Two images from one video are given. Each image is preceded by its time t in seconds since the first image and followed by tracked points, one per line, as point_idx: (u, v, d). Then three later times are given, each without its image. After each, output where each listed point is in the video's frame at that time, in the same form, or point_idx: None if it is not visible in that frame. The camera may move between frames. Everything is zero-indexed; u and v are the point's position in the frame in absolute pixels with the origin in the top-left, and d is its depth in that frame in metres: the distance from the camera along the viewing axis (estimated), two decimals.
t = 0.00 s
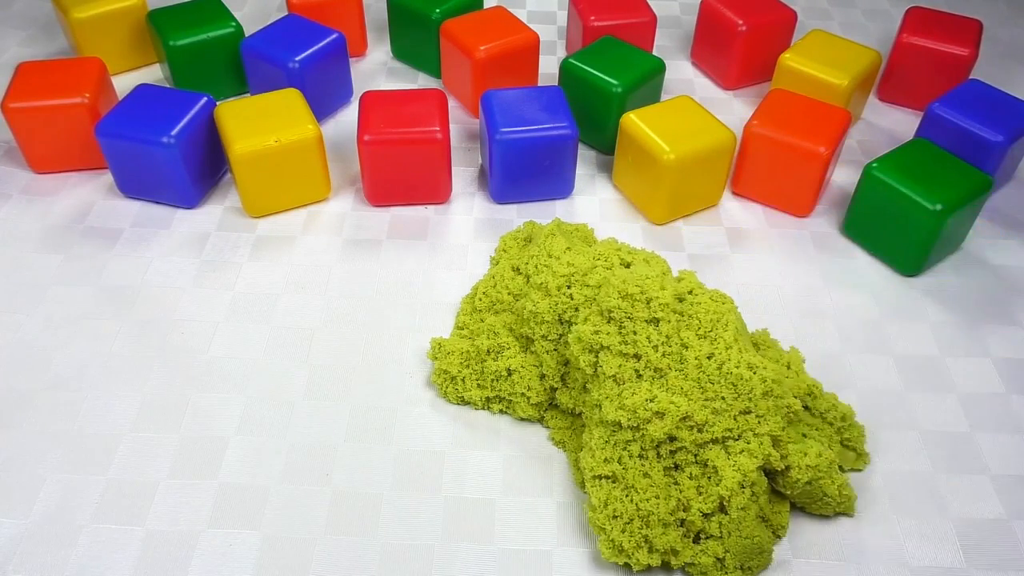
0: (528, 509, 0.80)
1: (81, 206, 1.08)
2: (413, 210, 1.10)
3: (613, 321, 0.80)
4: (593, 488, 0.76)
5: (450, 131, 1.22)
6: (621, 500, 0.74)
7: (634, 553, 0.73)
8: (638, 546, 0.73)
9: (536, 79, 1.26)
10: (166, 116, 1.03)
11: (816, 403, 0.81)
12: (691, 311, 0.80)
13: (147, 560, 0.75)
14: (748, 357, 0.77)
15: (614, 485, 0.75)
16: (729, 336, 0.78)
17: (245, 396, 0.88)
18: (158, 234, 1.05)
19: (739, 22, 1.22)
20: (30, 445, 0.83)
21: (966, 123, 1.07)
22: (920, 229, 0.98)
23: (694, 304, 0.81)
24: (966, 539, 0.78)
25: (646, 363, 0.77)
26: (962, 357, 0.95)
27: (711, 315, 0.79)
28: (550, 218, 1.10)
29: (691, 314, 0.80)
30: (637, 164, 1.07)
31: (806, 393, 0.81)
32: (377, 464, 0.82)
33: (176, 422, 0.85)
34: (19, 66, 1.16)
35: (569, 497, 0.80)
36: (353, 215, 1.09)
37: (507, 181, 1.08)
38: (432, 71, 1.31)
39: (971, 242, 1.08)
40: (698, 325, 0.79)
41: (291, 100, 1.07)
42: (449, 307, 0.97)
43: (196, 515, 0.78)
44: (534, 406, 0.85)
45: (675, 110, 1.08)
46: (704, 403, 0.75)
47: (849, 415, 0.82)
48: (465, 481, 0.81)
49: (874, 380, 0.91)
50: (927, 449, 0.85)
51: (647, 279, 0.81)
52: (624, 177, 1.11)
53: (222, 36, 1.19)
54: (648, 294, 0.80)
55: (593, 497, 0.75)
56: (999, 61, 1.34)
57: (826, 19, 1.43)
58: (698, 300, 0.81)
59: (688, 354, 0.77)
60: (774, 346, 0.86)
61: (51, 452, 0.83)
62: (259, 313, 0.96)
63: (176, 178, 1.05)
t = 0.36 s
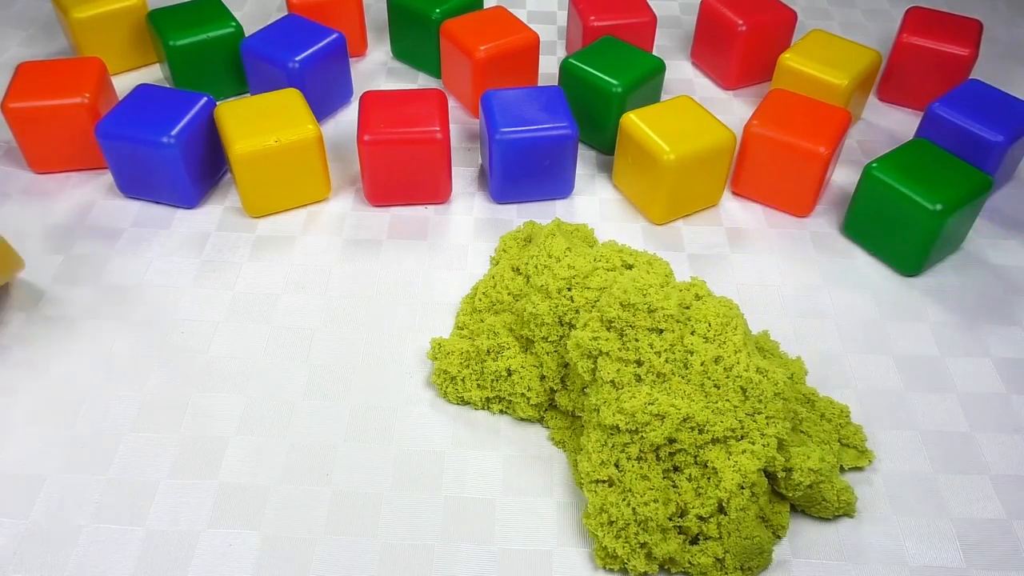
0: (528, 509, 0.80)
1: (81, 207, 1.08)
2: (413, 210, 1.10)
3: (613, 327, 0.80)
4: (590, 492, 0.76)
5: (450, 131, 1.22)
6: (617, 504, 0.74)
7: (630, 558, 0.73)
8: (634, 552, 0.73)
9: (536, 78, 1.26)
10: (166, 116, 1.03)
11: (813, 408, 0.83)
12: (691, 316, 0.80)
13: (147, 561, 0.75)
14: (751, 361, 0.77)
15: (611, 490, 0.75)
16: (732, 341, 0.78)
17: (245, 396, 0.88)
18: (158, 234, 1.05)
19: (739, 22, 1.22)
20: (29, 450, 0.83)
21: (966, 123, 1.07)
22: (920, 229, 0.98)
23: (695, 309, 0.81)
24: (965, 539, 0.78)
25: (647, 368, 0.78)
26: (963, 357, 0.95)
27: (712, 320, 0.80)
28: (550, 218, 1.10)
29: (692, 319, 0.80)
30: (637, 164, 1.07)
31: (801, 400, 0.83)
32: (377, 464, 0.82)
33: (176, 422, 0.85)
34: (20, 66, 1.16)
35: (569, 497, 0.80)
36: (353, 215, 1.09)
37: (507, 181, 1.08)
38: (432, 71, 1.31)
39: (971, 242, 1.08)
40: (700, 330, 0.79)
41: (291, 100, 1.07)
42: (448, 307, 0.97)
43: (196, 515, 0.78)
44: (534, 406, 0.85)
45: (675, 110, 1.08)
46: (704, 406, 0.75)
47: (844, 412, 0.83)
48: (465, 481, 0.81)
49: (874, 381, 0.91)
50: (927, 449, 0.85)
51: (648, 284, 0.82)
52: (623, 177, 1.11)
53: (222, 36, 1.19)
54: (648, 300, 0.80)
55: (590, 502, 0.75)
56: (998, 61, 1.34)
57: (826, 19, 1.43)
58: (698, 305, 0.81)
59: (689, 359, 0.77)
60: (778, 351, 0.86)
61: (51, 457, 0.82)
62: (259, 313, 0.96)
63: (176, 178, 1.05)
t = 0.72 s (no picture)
0: (528, 508, 0.80)
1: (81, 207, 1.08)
2: (413, 210, 1.10)
3: (613, 330, 0.80)
4: (590, 494, 0.75)
5: (450, 131, 1.22)
6: (616, 507, 0.74)
7: (629, 560, 0.73)
8: (632, 554, 0.73)
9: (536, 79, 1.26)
10: (166, 116, 1.03)
11: (813, 409, 0.83)
12: (692, 318, 0.80)
13: (148, 563, 0.75)
14: (753, 363, 0.77)
15: (610, 491, 0.75)
16: (735, 342, 0.78)
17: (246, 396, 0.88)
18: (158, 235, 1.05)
19: (739, 22, 1.22)
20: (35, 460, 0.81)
21: (966, 123, 1.07)
22: (920, 229, 0.98)
23: (696, 311, 0.81)
24: (965, 538, 0.78)
25: (647, 370, 0.77)
26: (964, 357, 0.95)
27: (714, 322, 0.80)
28: (550, 218, 1.10)
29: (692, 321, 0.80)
30: (637, 164, 1.07)
31: (800, 400, 0.83)
32: (377, 464, 0.82)
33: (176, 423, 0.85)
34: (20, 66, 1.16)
35: (569, 497, 0.80)
36: (353, 215, 1.09)
37: (506, 181, 1.08)
38: (432, 71, 1.31)
39: (971, 242, 1.08)
40: (700, 331, 0.79)
41: (291, 100, 1.07)
42: (448, 307, 0.97)
43: (197, 515, 0.78)
44: (534, 406, 0.85)
45: (674, 110, 1.08)
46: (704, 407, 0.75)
47: (844, 411, 0.84)
48: (465, 481, 0.81)
49: (875, 382, 0.91)
50: (927, 449, 0.85)
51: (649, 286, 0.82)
52: (623, 177, 1.11)
53: (222, 36, 1.19)
54: (648, 302, 0.80)
55: (589, 503, 0.75)
56: (998, 61, 1.35)
57: (826, 20, 1.43)
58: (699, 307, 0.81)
59: (689, 361, 0.77)
60: (778, 351, 0.86)
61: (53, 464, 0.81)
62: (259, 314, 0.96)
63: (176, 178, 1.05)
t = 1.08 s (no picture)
0: (527, 508, 0.80)
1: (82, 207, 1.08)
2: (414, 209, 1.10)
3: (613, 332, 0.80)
4: (590, 495, 0.76)
5: (450, 131, 1.22)
6: (615, 508, 0.74)
7: (629, 561, 0.73)
8: (631, 555, 0.73)
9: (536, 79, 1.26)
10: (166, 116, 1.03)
11: (813, 409, 0.83)
12: (693, 319, 0.80)
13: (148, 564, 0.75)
14: (754, 364, 0.77)
15: (609, 492, 0.75)
16: (736, 344, 0.78)
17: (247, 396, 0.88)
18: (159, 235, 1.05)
19: (739, 22, 1.22)
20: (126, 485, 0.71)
21: (966, 123, 1.07)
22: (920, 229, 0.98)
23: (696, 312, 0.81)
24: (966, 538, 0.78)
25: (647, 371, 0.77)
26: (965, 358, 0.95)
27: (715, 324, 0.80)
28: (551, 218, 1.10)
29: (692, 322, 0.80)
30: (637, 165, 1.07)
31: (800, 400, 0.83)
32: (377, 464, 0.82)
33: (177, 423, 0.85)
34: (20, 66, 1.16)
35: (568, 497, 0.81)
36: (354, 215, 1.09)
37: (507, 181, 1.08)
38: (432, 71, 1.31)
39: (971, 242, 1.08)
40: (701, 332, 0.79)
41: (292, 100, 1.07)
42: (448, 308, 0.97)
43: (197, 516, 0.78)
44: (534, 406, 0.85)
45: (674, 110, 1.08)
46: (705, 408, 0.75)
47: (844, 411, 0.84)
48: (465, 482, 0.81)
49: (876, 382, 0.91)
50: (927, 449, 0.85)
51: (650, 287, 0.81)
52: (624, 177, 1.11)
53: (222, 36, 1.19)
54: (649, 304, 0.80)
55: (589, 505, 0.75)
56: (997, 61, 1.35)
57: (825, 20, 1.43)
58: (699, 308, 0.81)
59: (689, 362, 0.77)
60: (778, 351, 0.86)
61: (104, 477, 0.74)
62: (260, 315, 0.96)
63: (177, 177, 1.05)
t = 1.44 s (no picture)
0: (527, 508, 0.80)
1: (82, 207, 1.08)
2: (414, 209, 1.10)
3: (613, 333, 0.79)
4: (590, 496, 0.76)
5: (450, 132, 1.22)
6: (615, 509, 0.74)
7: (628, 562, 0.73)
8: (631, 555, 0.73)
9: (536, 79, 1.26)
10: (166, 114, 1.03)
11: (813, 410, 0.83)
12: (694, 321, 0.80)
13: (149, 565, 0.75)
14: (755, 366, 0.77)
15: (609, 493, 0.75)
16: (736, 345, 0.78)
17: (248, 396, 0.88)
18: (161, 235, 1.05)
19: (739, 22, 1.22)
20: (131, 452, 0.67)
21: (966, 123, 1.07)
22: (920, 229, 0.98)
23: (697, 314, 0.81)
24: (966, 539, 0.78)
25: (647, 373, 0.77)
26: (965, 358, 0.95)
27: (716, 325, 0.79)
28: (551, 218, 1.10)
29: (693, 323, 0.80)
30: (637, 165, 1.07)
31: (800, 401, 0.83)
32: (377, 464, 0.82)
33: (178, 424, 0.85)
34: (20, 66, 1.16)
35: (567, 497, 0.81)
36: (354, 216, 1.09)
37: (507, 181, 1.08)
38: (432, 71, 1.31)
39: (971, 242, 1.08)
40: (701, 334, 0.79)
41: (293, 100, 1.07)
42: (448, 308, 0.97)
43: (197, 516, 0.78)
44: (534, 407, 0.85)
45: (674, 110, 1.08)
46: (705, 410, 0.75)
47: (844, 412, 0.84)
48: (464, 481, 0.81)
49: (876, 382, 0.91)
50: (927, 449, 0.85)
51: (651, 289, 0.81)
52: (624, 177, 1.11)
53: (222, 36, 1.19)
54: (649, 305, 0.80)
55: (589, 505, 0.75)
56: (997, 61, 1.35)
57: (826, 20, 1.43)
58: (699, 309, 0.81)
59: (689, 363, 0.77)
60: (778, 352, 0.86)
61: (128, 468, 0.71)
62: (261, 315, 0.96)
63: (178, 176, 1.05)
